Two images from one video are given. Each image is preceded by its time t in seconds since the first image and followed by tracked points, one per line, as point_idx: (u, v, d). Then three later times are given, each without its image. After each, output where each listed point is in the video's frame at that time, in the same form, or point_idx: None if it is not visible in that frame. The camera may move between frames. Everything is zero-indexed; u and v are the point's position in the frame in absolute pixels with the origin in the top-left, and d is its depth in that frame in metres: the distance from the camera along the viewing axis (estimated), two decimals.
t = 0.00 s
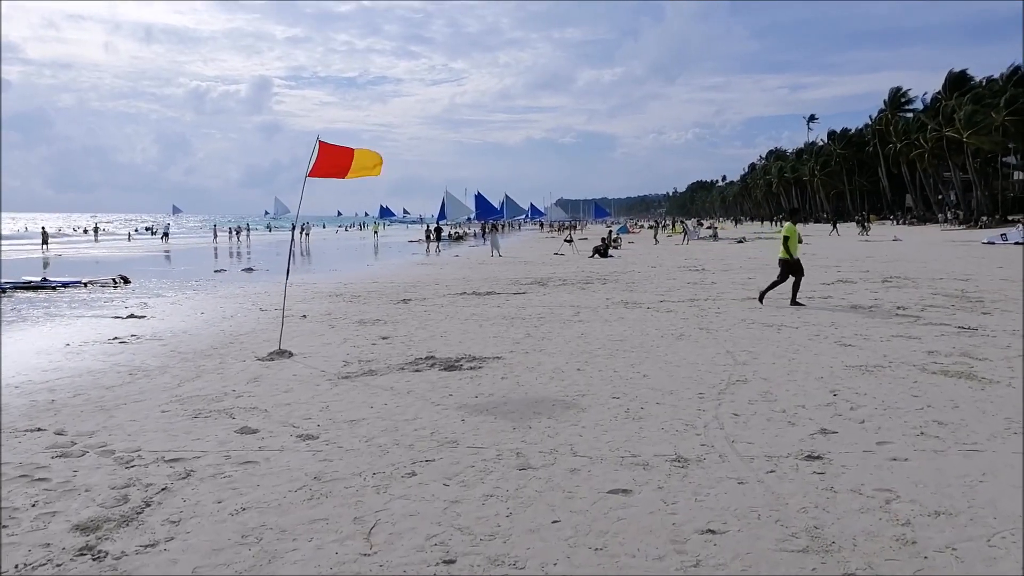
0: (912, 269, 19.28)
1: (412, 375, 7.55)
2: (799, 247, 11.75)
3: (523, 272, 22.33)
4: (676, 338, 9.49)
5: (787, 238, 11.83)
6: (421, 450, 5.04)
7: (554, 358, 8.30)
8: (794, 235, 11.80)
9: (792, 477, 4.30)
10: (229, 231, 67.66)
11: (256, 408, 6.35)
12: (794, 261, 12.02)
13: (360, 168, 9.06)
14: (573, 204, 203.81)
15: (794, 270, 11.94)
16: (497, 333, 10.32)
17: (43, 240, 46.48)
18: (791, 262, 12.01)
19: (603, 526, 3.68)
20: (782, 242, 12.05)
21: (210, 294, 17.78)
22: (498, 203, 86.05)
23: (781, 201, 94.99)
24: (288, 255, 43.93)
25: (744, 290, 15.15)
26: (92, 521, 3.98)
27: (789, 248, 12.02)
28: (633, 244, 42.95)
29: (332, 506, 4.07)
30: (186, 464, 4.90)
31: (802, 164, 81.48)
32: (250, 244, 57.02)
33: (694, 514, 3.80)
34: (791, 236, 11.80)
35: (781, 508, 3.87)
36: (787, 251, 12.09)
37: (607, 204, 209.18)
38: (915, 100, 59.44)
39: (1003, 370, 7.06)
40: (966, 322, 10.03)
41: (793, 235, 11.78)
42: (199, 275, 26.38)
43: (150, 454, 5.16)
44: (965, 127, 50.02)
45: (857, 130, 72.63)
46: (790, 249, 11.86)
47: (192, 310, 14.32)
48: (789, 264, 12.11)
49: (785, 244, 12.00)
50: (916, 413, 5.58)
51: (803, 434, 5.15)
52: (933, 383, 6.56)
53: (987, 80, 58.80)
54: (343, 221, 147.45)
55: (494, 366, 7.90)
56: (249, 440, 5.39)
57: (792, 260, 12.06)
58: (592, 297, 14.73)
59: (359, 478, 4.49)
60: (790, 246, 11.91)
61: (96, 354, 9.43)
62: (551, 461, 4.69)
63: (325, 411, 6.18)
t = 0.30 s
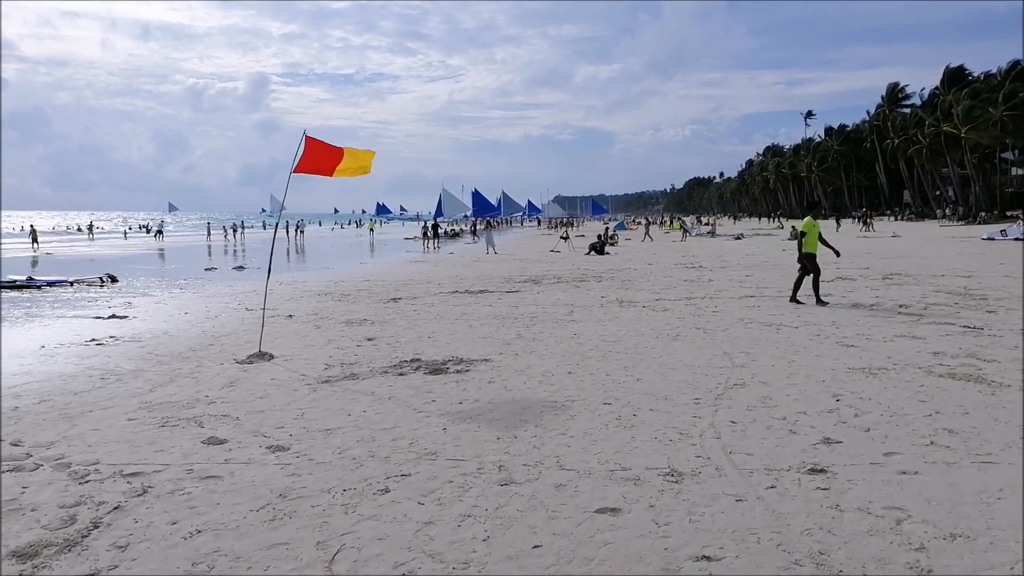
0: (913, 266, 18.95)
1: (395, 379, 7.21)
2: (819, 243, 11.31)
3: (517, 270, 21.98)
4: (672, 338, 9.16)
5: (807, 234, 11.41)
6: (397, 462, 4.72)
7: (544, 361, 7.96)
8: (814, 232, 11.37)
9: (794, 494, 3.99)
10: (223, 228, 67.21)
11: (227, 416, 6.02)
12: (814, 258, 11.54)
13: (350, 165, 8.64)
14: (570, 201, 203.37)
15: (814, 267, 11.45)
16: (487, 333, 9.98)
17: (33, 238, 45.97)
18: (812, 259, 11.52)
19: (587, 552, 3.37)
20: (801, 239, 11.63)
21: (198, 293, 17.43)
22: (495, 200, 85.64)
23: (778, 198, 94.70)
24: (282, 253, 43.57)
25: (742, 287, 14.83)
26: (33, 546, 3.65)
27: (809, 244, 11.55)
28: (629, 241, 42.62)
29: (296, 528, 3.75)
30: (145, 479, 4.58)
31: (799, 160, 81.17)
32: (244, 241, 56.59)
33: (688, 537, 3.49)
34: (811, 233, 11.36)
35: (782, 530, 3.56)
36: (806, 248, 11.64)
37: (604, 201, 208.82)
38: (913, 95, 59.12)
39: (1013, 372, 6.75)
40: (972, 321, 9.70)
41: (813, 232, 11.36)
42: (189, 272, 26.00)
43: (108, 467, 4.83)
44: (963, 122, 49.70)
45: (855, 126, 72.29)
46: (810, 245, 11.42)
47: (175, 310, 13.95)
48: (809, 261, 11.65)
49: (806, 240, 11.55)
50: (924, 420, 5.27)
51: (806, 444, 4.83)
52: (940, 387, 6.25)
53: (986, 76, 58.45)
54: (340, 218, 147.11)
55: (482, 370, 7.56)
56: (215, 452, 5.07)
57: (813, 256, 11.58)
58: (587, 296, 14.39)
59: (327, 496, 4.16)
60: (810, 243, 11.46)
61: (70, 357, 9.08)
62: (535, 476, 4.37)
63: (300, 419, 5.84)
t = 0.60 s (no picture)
0: (915, 267, 18.61)
1: (380, 384, 6.86)
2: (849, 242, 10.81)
3: (513, 270, 21.64)
4: (670, 341, 8.83)
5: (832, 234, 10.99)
6: (374, 477, 4.37)
7: (537, 365, 7.62)
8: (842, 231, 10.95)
9: (804, 516, 3.65)
10: (219, 227, 66.81)
11: (198, 425, 5.67)
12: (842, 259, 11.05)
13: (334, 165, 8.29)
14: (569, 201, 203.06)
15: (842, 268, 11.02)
16: (478, 336, 9.63)
17: (26, 236, 45.53)
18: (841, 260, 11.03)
19: None
20: (829, 241, 11.23)
21: (186, 293, 17.08)
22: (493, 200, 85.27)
23: (777, 198, 94.46)
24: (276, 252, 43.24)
25: (742, 288, 14.49)
26: None
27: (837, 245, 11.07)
28: (627, 240, 42.27)
29: (256, 554, 3.41)
30: (100, 495, 4.23)
31: (798, 160, 80.89)
32: (240, 241, 56.27)
33: (687, 566, 3.15)
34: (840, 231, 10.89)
35: (792, 558, 3.22)
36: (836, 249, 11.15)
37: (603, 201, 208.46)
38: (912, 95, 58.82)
39: None
40: (980, 324, 9.37)
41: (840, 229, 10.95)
42: (181, 272, 25.64)
43: (64, 481, 4.48)
44: (963, 122, 49.40)
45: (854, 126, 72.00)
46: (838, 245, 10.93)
47: (161, 311, 13.58)
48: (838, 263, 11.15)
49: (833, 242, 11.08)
50: (939, 432, 4.94)
51: (814, 459, 4.49)
52: (954, 395, 5.91)
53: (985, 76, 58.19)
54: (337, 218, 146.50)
55: (471, 374, 7.21)
56: (180, 465, 4.72)
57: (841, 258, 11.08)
58: (583, 297, 14.04)
59: (296, 516, 3.82)
60: (837, 243, 10.99)
61: (44, 360, 8.72)
62: (523, 493, 4.03)
63: (275, 429, 5.50)
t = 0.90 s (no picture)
0: (917, 265, 18.27)
1: (363, 394, 6.51)
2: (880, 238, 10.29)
3: (509, 270, 21.28)
4: (668, 345, 8.49)
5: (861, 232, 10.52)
6: (347, 501, 4.02)
7: (529, 372, 7.27)
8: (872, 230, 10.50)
9: (819, 548, 3.29)
10: (214, 226, 66.39)
11: (166, 440, 5.31)
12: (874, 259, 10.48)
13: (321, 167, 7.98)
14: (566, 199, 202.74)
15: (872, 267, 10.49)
16: (470, 340, 9.28)
17: (17, 235, 45.09)
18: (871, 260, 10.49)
19: None
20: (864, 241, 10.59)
21: (174, 294, 16.72)
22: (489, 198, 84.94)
23: (775, 196, 94.17)
24: (271, 252, 42.85)
25: (741, 289, 14.15)
26: None
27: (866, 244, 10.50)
28: (623, 239, 41.93)
29: None
30: (48, 523, 3.88)
31: (796, 158, 80.59)
32: (234, 240, 55.87)
33: None
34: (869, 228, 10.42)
35: None
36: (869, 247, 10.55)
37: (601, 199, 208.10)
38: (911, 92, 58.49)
39: None
40: (990, 326, 9.03)
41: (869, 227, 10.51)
42: (171, 272, 25.24)
43: (12, 505, 4.13)
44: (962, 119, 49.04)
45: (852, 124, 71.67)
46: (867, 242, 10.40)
47: (145, 313, 13.21)
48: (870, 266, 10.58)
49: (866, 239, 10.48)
50: (958, 447, 4.60)
51: (826, 479, 4.15)
52: (970, 405, 5.56)
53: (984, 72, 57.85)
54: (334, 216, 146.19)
55: (459, 382, 6.86)
56: (141, 487, 4.37)
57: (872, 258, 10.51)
58: (579, 298, 13.70)
59: (258, 549, 3.47)
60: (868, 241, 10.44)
61: (15, 367, 8.36)
62: (508, 521, 3.68)
63: (247, 444, 5.15)
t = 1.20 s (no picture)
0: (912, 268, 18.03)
1: (337, 405, 6.19)
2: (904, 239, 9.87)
3: (499, 274, 20.98)
4: (658, 351, 8.19)
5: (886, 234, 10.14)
6: (306, 526, 3.71)
7: (513, 380, 6.95)
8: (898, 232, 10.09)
9: None
10: (204, 230, 65.93)
11: (122, 456, 4.99)
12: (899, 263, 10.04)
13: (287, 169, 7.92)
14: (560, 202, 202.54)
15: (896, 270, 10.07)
16: (454, 346, 8.96)
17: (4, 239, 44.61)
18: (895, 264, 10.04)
19: None
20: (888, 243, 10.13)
21: (157, 299, 16.38)
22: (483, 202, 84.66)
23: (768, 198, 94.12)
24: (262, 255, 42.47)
25: (735, 292, 13.87)
26: None
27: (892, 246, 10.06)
28: (616, 242, 41.67)
29: None
30: None
31: (789, 160, 80.50)
32: (225, 243, 55.44)
33: None
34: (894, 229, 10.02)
35: None
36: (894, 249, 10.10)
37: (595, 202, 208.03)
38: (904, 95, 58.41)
39: None
40: (990, 330, 8.76)
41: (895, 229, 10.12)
42: (157, 277, 24.87)
43: None
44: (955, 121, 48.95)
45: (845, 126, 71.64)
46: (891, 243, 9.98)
47: (123, 319, 12.86)
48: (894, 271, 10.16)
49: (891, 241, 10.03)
50: (966, 464, 4.30)
51: (824, 500, 3.85)
52: (975, 416, 5.27)
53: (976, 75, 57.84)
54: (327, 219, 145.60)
55: (439, 392, 6.53)
56: (86, 510, 4.05)
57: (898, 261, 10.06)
58: (569, 302, 13.40)
59: None
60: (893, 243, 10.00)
61: None
62: (479, 549, 3.37)
63: (208, 461, 4.82)
